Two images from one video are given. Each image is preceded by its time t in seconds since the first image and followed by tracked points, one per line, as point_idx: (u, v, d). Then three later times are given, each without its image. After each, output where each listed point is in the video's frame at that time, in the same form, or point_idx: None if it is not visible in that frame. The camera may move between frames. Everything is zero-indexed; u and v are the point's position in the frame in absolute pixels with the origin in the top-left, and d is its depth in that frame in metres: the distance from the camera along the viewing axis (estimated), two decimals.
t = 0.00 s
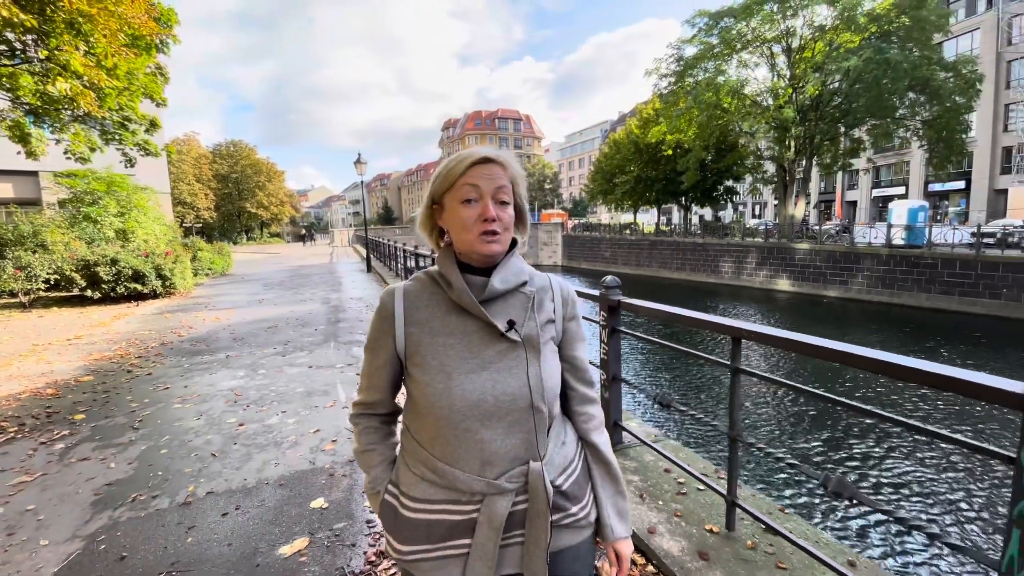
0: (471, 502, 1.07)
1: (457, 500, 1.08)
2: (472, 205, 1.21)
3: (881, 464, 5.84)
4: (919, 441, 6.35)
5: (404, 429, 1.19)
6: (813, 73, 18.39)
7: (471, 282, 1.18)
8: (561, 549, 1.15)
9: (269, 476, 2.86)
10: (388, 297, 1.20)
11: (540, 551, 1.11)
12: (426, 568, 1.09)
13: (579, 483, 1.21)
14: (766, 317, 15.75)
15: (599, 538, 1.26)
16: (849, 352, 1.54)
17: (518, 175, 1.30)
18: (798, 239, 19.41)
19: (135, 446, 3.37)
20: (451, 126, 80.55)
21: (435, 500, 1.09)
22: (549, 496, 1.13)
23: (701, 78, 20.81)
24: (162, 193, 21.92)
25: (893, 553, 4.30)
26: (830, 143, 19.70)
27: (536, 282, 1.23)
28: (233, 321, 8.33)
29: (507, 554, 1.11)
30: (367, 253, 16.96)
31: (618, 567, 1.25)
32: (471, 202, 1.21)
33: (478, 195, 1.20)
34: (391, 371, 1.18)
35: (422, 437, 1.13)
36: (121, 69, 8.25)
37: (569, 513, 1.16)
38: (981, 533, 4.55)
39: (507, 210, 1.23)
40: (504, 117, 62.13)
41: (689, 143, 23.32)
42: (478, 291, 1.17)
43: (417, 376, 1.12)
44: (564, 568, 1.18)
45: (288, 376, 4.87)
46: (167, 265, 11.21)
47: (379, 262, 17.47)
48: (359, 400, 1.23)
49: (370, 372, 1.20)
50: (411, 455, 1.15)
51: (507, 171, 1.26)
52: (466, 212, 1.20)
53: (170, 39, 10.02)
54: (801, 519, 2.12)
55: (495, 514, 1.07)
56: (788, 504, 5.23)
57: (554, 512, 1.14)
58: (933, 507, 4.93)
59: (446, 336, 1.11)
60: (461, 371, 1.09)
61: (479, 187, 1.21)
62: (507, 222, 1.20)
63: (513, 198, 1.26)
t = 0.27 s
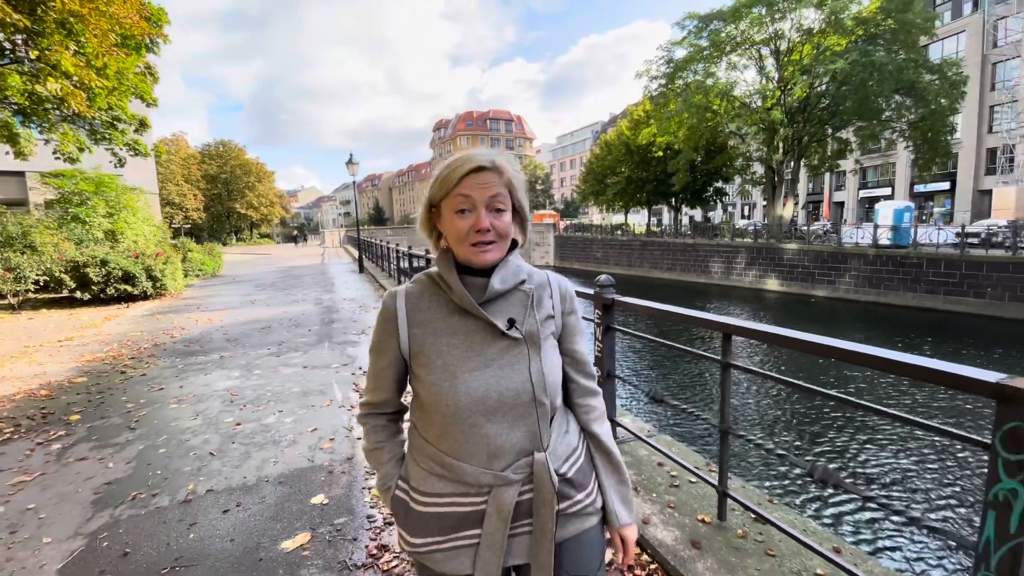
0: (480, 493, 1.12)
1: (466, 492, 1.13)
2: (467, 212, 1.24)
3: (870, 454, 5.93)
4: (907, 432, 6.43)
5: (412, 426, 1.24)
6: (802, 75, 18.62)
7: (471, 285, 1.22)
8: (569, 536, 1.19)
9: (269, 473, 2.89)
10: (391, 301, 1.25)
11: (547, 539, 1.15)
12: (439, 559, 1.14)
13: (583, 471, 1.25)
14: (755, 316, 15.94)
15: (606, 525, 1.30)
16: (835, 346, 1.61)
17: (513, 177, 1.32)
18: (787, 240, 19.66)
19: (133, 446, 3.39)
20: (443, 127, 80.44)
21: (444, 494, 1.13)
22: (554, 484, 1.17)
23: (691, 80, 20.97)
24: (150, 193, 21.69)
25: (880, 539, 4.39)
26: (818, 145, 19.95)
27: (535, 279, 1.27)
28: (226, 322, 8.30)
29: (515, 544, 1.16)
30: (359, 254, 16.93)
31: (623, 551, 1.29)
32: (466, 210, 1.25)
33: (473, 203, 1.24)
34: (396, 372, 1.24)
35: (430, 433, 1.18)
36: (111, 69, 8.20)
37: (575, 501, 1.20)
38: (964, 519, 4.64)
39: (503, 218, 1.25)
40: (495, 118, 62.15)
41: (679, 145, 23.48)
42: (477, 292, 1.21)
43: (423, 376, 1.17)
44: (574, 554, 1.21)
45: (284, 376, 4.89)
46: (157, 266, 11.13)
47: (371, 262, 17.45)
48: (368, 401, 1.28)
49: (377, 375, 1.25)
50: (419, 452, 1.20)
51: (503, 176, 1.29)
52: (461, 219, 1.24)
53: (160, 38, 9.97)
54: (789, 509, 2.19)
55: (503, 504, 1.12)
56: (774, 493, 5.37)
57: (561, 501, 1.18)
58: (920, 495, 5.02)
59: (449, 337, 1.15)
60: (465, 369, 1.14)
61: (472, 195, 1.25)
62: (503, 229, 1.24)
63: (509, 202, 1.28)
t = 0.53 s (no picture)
0: (483, 488, 1.15)
1: (469, 487, 1.16)
2: (466, 215, 1.26)
3: (850, 447, 6.01)
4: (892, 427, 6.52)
5: (415, 423, 1.26)
6: (790, 78, 18.89)
7: (475, 286, 1.23)
8: (567, 529, 1.22)
9: (265, 472, 2.92)
10: (396, 300, 1.26)
11: (547, 532, 1.18)
12: (442, 550, 1.18)
13: (582, 466, 1.28)
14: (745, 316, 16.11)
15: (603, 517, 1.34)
16: (815, 342, 1.68)
17: (514, 178, 1.32)
18: (776, 240, 19.91)
19: (128, 448, 3.39)
20: (434, 128, 80.39)
21: (449, 489, 1.16)
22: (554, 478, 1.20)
23: (681, 82, 21.17)
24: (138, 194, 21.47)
25: (862, 530, 4.48)
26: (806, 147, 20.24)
27: (537, 280, 1.28)
28: (218, 324, 8.27)
29: (515, 535, 1.19)
30: (351, 255, 16.89)
31: (619, 541, 1.33)
32: (465, 212, 1.26)
33: (471, 205, 1.26)
34: (401, 370, 1.25)
35: (434, 430, 1.20)
36: (100, 70, 8.14)
37: (573, 495, 1.23)
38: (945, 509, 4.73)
39: (502, 218, 1.26)
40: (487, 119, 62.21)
41: (670, 146, 23.68)
42: (481, 293, 1.22)
43: (428, 376, 1.19)
44: (572, 546, 1.24)
45: (278, 377, 4.90)
46: (147, 268, 11.06)
47: (362, 264, 17.41)
48: (373, 399, 1.30)
49: (382, 372, 1.27)
50: (423, 448, 1.23)
51: (502, 177, 1.30)
52: (460, 222, 1.25)
53: (150, 39, 9.92)
54: (775, 501, 2.26)
55: (505, 498, 1.15)
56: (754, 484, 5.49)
57: (560, 495, 1.21)
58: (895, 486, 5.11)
59: (453, 337, 1.17)
60: (469, 370, 1.15)
61: (470, 198, 1.26)
62: (502, 230, 1.24)
63: (508, 204, 1.29)
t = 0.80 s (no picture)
0: (481, 491, 1.17)
1: (468, 489, 1.18)
2: (472, 219, 1.31)
3: (835, 443, 6.12)
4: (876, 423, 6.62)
5: (418, 421, 1.30)
6: (780, 80, 19.07)
7: (483, 288, 1.26)
8: (563, 536, 1.23)
9: (259, 471, 2.96)
10: (406, 299, 1.30)
11: (543, 539, 1.19)
12: (439, 550, 1.21)
13: (582, 475, 1.29)
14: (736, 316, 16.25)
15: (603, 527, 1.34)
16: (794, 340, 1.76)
17: (519, 183, 1.36)
18: (766, 241, 20.12)
19: (121, 448, 3.41)
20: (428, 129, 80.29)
21: (447, 491, 1.19)
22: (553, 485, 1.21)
23: (673, 84, 21.30)
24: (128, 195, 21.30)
25: (842, 522, 4.59)
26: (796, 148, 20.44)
27: (545, 286, 1.31)
28: (210, 325, 8.26)
29: (512, 539, 1.21)
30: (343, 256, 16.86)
31: (616, 552, 1.33)
32: (471, 217, 1.31)
33: (476, 210, 1.31)
34: (407, 368, 1.30)
35: (437, 430, 1.23)
36: (90, 71, 8.10)
37: (572, 502, 1.24)
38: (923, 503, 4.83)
39: (506, 220, 1.30)
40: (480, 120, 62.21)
41: (662, 147, 23.81)
42: (489, 297, 1.25)
43: (434, 376, 1.22)
44: (570, 555, 1.25)
45: (271, 378, 4.93)
46: (138, 269, 11.00)
47: (355, 265, 17.39)
48: (379, 394, 1.35)
49: (389, 369, 1.31)
50: (426, 448, 1.26)
51: (505, 181, 1.34)
52: (467, 226, 1.30)
53: (141, 39, 9.87)
54: (757, 494, 2.33)
55: (503, 503, 1.17)
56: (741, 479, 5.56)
57: (559, 502, 1.22)
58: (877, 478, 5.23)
59: (459, 339, 1.21)
60: (473, 372, 1.19)
61: (475, 202, 1.32)
62: (508, 232, 1.29)
63: (512, 207, 1.33)
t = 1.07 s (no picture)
0: (489, 494, 1.15)
1: (476, 491, 1.16)
2: (485, 222, 1.28)
3: (821, 438, 6.22)
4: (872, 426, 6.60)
5: (427, 421, 1.27)
6: (773, 81, 19.25)
7: (500, 289, 1.23)
8: (571, 542, 1.21)
9: (252, 468, 3.00)
10: (421, 295, 1.27)
11: (550, 546, 1.17)
12: (446, 552, 1.18)
13: (593, 479, 1.26)
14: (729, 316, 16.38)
15: (611, 534, 1.32)
16: (766, 336, 1.84)
17: (535, 186, 1.31)
18: (759, 241, 20.31)
19: (116, 446, 3.45)
20: (423, 129, 80.32)
21: (455, 493, 1.17)
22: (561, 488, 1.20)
23: (667, 85, 21.45)
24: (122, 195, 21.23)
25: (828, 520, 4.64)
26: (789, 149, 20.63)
27: (561, 286, 1.28)
28: (204, 325, 8.27)
29: (520, 544, 1.18)
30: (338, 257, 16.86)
31: (627, 562, 1.30)
32: (484, 221, 1.28)
33: (488, 215, 1.28)
34: (419, 364, 1.28)
35: (444, 430, 1.21)
36: (83, 71, 8.09)
37: (582, 509, 1.21)
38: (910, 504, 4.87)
39: (519, 223, 1.25)
40: (476, 120, 62.26)
41: (656, 148, 23.96)
42: (505, 297, 1.22)
43: (446, 374, 1.20)
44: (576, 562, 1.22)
45: (264, 377, 4.97)
46: (131, 270, 11.00)
47: (350, 265, 17.40)
48: (390, 391, 1.32)
49: (401, 364, 1.29)
50: (434, 448, 1.23)
51: (521, 184, 1.28)
52: (480, 230, 1.27)
53: (134, 39, 9.88)
54: (737, 486, 2.41)
55: (511, 506, 1.14)
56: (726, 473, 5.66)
57: (567, 507, 1.20)
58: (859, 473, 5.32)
59: (473, 337, 1.18)
60: (486, 371, 1.16)
61: (488, 208, 1.29)
62: (520, 235, 1.24)
63: (526, 211, 1.29)
